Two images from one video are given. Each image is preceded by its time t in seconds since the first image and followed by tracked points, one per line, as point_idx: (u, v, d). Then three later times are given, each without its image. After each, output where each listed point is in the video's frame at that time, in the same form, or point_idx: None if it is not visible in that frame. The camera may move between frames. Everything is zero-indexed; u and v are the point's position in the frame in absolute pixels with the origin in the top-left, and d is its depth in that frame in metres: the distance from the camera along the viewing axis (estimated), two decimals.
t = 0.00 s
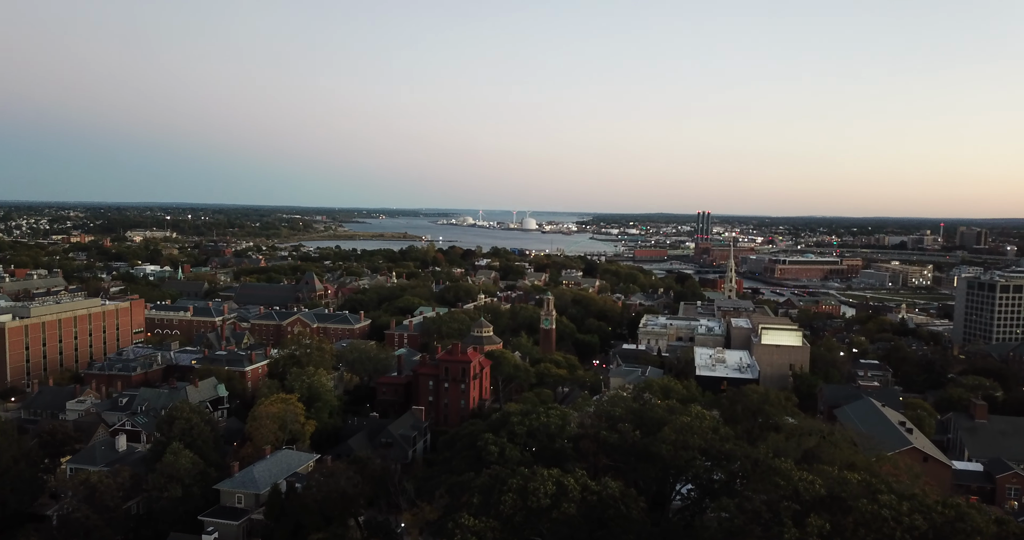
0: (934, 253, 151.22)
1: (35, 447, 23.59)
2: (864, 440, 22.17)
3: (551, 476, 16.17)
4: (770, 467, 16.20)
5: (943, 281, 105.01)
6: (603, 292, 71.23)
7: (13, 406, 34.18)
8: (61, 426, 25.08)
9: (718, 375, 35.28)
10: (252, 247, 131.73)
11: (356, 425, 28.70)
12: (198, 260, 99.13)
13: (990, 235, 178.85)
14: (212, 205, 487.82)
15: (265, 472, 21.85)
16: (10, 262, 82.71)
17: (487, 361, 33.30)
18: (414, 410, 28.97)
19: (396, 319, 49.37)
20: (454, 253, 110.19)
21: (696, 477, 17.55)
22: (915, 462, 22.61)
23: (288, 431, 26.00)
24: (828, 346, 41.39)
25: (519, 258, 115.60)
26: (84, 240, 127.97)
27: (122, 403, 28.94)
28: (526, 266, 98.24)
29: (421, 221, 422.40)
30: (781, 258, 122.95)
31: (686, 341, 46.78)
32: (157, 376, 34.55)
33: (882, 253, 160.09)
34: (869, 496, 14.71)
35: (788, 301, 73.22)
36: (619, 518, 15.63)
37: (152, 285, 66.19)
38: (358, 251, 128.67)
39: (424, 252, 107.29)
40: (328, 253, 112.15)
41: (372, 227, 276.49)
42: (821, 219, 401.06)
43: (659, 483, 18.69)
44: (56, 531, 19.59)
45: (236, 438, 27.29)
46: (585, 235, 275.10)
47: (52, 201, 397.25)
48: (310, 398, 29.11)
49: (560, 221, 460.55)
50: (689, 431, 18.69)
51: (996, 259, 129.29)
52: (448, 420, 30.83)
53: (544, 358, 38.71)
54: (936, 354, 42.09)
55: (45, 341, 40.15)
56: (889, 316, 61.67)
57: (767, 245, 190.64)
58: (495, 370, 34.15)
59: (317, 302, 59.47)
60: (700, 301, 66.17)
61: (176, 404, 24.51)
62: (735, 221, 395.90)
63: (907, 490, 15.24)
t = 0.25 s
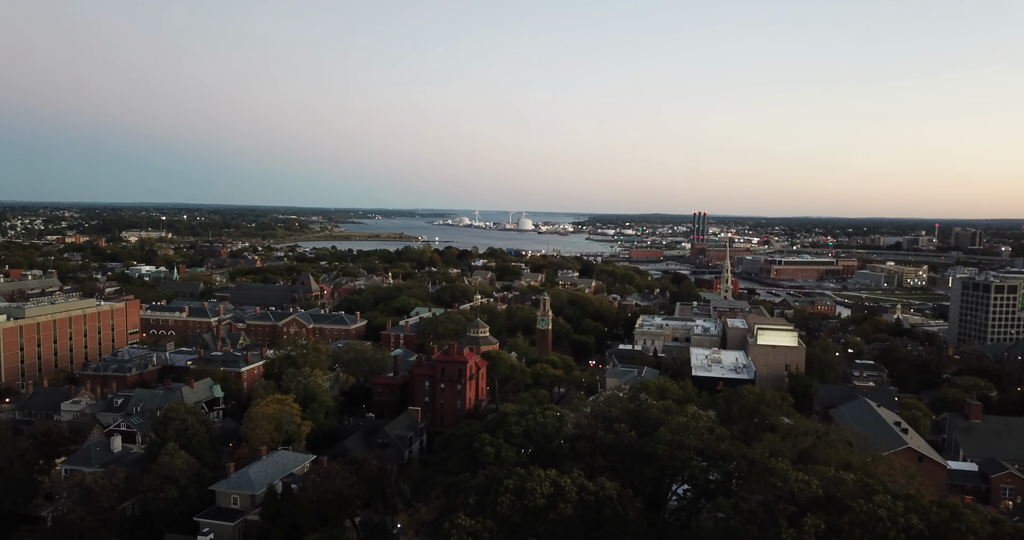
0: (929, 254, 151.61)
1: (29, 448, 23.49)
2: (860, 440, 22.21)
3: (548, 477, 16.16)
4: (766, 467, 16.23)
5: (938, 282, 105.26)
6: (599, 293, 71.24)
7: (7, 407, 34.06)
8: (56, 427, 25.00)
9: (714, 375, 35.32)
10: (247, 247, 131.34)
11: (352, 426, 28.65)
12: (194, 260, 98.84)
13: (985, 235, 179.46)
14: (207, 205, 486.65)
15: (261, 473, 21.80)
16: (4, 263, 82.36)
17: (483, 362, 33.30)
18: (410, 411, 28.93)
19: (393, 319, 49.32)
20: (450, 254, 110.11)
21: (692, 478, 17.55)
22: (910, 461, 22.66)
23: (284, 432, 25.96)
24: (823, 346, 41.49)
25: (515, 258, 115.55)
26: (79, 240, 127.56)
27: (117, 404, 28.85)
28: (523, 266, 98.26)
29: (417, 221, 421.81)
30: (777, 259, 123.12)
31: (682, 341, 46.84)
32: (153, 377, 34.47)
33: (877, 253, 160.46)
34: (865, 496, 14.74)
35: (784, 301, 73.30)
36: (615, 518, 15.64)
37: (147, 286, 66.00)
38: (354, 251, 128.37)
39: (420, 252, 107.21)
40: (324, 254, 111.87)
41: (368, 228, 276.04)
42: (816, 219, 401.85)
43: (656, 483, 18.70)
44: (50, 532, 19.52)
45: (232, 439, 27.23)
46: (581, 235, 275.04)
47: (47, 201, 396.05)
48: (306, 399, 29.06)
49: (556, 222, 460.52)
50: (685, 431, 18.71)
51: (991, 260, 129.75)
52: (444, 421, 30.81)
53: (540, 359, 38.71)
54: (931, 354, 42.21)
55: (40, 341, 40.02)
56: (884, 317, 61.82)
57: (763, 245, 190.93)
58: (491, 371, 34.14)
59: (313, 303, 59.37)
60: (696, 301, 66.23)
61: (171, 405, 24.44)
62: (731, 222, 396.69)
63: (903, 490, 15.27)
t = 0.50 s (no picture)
0: (924, 254, 152.04)
1: (24, 449, 23.39)
2: (855, 440, 22.24)
3: (544, 477, 16.16)
4: (762, 467, 16.25)
5: (933, 282, 105.51)
6: (595, 294, 71.27)
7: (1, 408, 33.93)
8: (50, 428, 24.90)
9: (710, 375, 35.37)
10: (243, 248, 131.05)
11: (347, 426, 28.61)
12: (189, 261, 98.59)
13: (979, 236, 180.02)
14: (203, 205, 485.59)
15: (256, 474, 21.74)
16: None
17: (480, 362, 33.27)
18: (406, 412, 28.91)
19: (388, 319, 49.27)
20: (446, 254, 110.04)
21: (688, 478, 17.56)
22: (905, 461, 22.70)
23: (279, 433, 25.91)
24: (819, 346, 41.57)
25: (511, 259, 115.50)
26: (74, 240, 127.16)
27: (112, 405, 28.75)
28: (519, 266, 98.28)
29: (413, 222, 421.32)
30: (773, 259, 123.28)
31: (678, 342, 46.89)
32: (148, 377, 34.38)
33: (872, 253, 160.87)
34: (861, 496, 14.76)
35: (780, 301, 73.39)
36: (611, 518, 15.64)
37: (143, 286, 65.83)
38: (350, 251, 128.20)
39: (416, 252, 107.10)
40: (320, 254, 111.67)
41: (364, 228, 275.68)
42: (812, 220, 402.62)
43: (652, 483, 18.70)
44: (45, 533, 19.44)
45: (227, 440, 27.16)
46: (577, 236, 274.80)
47: (42, 201, 394.74)
48: (302, 399, 29.02)
49: (552, 222, 460.60)
50: (681, 431, 18.72)
51: (985, 261, 130.22)
52: (440, 422, 30.78)
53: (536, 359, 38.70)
54: (926, 354, 42.32)
55: (34, 342, 39.88)
56: (879, 317, 61.95)
57: (759, 245, 191.26)
58: (487, 371, 34.13)
59: (309, 303, 59.26)
60: (692, 302, 66.30)
61: (166, 405, 24.37)
62: (727, 222, 397.22)
63: (898, 490, 15.29)
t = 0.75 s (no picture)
0: (919, 254, 152.52)
1: (18, 450, 23.30)
2: (850, 440, 22.29)
3: (541, 478, 16.17)
4: (758, 467, 16.28)
5: (928, 283, 105.81)
6: (591, 294, 71.31)
7: None
8: (45, 429, 24.82)
9: (706, 375, 35.42)
10: (238, 248, 130.74)
11: (343, 426, 28.59)
12: (184, 261, 98.31)
13: (974, 237, 180.63)
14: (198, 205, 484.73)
15: (252, 475, 21.70)
16: None
17: (476, 362, 33.27)
18: (402, 412, 28.89)
19: (384, 320, 49.23)
20: (442, 254, 109.96)
21: (684, 478, 17.57)
22: (900, 461, 22.77)
23: (275, 433, 25.87)
24: (814, 346, 41.66)
25: (507, 259, 115.49)
26: (68, 240, 126.68)
27: (106, 405, 28.66)
28: (515, 267, 98.27)
29: (409, 222, 420.83)
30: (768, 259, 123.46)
31: (674, 342, 46.95)
32: (143, 377, 34.28)
33: (867, 254, 161.35)
34: (856, 496, 14.80)
35: (775, 302, 73.49)
36: (607, 519, 15.64)
37: (138, 287, 65.66)
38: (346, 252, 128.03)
39: (412, 252, 106.98)
40: (316, 254, 111.44)
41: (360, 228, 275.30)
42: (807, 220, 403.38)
43: (648, 484, 18.70)
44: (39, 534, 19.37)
45: (223, 440, 27.11)
46: (573, 236, 274.79)
47: (36, 201, 393.12)
48: (297, 400, 28.99)
49: (548, 222, 460.70)
50: (677, 431, 18.75)
51: (980, 261, 130.63)
52: (436, 422, 30.76)
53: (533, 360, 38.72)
54: (921, 355, 42.44)
55: (29, 343, 39.74)
56: (874, 317, 62.10)
57: (754, 245, 191.58)
58: (483, 372, 34.13)
59: (304, 304, 59.16)
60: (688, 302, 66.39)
61: (161, 406, 24.32)
62: (723, 222, 398.20)
63: (893, 490, 15.34)
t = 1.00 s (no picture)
0: (915, 254, 152.92)
1: (13, 451, 23.22)
2: (845, 440, 22.34)
3: (537, 478, 16.17)
4: (754, 467, 16.27)
5: (923, 283, 106.03)
6: (588, 294, 71.33)
7: None
8: (40, 429, 24.74)
9: (702, 375, 35.46)
10: (234, 248, 130.49)
11: (340, 427, 28.53)
12: (180, 261, 98.05)
13: (969, 237, 181.11)
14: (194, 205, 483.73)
15: (248, 475, 21.66)
16: None
17: (472, 362, 33.27)
18: (398, 413, 28.86)
19: (381, 320, 49.18)
20: (439, 254, 109.86)
21: (680, 478, 17.57)
22: (896, 462, 22.79)
23: (271, 434, 25.82)
24: (811, 346, 41.71)
25: (503, 259, 115.43)
26: (63, 241, 126.30)
27: (102, 406, 28.58)
28: (511, 267, 98.23)
29: (406, 222, 420.49)
30: (764, 260, 123.61)
31: (670, 342, 46.97)
32: (139, 378, 34.20)
33: (863, 254, 161.87)
34: (853, 496, 14.82)
35: (771, 302, 73.65)
36: (603, 519, 15.65)
37: (133, 287, 65.52)
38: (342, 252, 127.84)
39: (408, 252, 106.82)
40: (312, 255, 111.20)
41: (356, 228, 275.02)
42: (803, 221, 404.25)
43: (644, 484, 18.70)
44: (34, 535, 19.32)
45: (219, 441, 27.07)
46: (569, 237, 275.06)
47: (31, 201, 392.26)
48: (294, 400, 28.96)
49: (544, 222, 460.84)
50: (673, 431, 18.78)
51: (975, 262, 131.00)
52: (432, 422, 30.73)
53: (529, 360, 38.72)
54: (916, 355, 42.56)
55: (23, 343, 39.59)
56: (870, 317, 62.16)
57: (750, 245, 191.98)
58: (480, 371, 34.12)
59: (300, 304, 59.05)
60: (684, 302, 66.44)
61: (157, 407, 24.28)
62: (719, 223, 398.71)
63: (889, 490, 15.36)
